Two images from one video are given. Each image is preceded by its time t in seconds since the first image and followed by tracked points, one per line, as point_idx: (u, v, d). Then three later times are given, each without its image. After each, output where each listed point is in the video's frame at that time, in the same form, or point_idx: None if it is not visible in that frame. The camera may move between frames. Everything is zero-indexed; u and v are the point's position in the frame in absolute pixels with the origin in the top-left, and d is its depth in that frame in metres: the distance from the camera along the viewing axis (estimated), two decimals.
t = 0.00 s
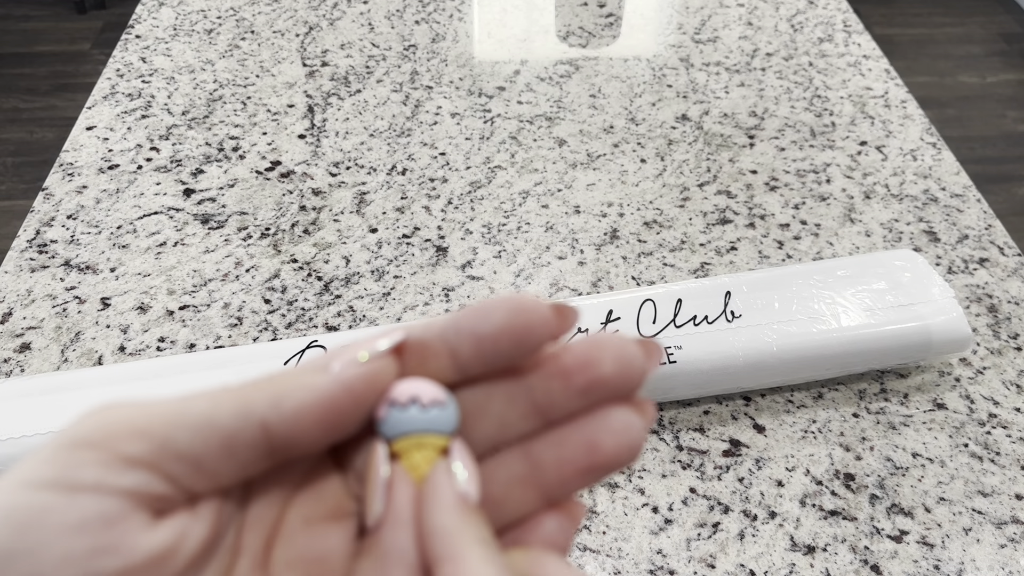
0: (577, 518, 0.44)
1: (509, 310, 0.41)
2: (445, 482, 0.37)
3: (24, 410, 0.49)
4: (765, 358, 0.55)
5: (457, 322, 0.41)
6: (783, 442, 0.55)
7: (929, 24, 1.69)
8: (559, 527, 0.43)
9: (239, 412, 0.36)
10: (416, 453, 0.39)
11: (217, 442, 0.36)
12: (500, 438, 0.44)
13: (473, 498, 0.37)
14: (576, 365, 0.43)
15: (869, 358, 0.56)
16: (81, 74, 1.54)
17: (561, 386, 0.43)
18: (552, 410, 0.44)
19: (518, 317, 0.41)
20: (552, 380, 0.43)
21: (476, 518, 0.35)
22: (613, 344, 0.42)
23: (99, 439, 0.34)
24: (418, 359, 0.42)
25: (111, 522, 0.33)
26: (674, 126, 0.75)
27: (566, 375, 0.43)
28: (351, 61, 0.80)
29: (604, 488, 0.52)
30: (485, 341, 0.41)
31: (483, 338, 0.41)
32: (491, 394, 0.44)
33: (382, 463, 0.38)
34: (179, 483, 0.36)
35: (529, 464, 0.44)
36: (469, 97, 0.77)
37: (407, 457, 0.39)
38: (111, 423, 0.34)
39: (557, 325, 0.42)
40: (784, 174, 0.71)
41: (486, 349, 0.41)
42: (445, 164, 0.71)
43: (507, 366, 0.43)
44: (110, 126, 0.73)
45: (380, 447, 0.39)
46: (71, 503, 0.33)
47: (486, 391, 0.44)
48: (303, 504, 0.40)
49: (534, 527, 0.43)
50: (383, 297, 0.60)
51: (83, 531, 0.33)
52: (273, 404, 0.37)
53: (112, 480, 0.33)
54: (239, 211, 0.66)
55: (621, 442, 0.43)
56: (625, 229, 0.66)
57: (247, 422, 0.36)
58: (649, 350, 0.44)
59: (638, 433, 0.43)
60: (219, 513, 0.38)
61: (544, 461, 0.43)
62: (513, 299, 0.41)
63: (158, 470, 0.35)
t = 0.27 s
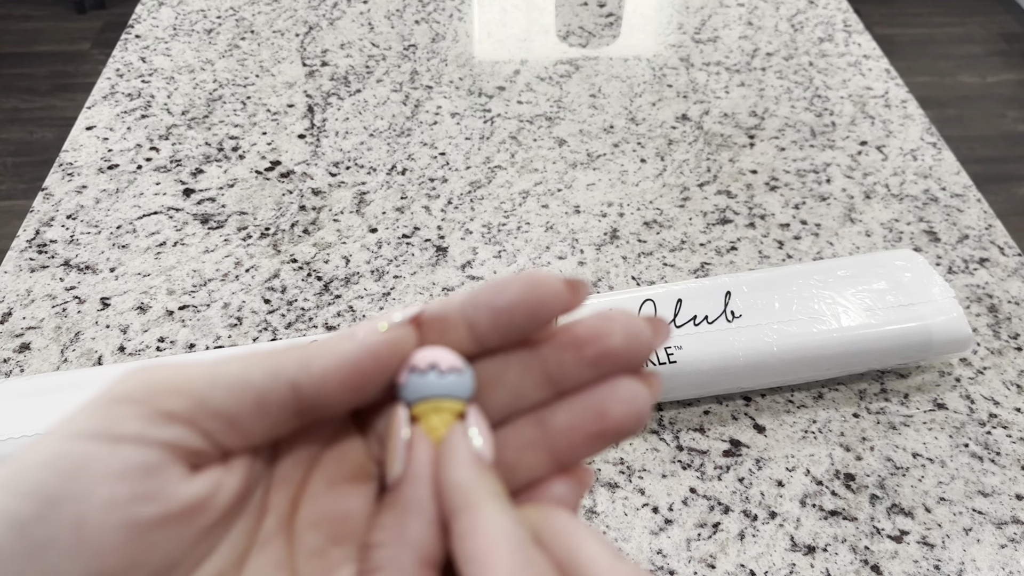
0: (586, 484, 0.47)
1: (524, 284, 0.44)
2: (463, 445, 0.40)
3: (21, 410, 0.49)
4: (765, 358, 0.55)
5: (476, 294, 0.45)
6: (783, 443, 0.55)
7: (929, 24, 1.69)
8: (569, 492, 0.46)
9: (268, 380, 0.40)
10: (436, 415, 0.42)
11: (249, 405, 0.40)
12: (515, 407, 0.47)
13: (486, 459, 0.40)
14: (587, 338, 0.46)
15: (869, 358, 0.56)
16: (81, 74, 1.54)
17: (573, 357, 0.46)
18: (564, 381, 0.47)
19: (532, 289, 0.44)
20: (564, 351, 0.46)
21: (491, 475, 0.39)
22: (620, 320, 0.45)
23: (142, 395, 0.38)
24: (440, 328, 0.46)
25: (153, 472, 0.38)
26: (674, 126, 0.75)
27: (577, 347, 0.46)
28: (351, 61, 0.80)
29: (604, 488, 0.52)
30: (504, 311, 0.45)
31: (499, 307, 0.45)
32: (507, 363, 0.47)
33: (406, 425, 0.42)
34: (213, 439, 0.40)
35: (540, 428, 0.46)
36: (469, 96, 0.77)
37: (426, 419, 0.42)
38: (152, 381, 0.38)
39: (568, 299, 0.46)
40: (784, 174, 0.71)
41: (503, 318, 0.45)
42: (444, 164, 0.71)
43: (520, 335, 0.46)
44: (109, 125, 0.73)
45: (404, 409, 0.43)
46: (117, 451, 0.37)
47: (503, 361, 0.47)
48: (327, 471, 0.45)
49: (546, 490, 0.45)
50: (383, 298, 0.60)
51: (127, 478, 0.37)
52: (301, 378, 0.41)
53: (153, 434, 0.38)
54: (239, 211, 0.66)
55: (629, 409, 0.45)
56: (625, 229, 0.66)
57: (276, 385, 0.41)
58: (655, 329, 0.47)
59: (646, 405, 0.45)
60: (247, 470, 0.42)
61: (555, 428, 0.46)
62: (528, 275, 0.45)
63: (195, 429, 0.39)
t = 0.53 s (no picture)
0: (573, 483, 0.48)
1: (532, 283, 0.50)
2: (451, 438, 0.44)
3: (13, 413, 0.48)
4: (767, 359, 0.54)
5: (481, 294, 0.51)
6: (786, 444, 0.54)
7: (932, 22, 1.68)
8: (554, 488, 0.47)
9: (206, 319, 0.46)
10: (426, 406, 0.47)
11: (166, 372, 0.45)
12: (510, 403, 0.51)
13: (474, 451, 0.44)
14: (580, 334, 0.50)
15: (873, 359, 0.56)
16: (78, 72, 1.53)
17: (566, 354, 0.50)
18: (558, 378, 0.50)
19: (537, 289, 0.50)
20: (557, 348, 0.50)
21: (477, 463, 0.43)
22: (614, 317, 0.49)
23: (89, 371, 0.44)
24: (445, 326, 0.51)
25: (107, 438, 0.43)
26: (675, 125, 0.74)
27: (569, 344, 0.50)
28: (349, 59, 0.80)
29: (604, 490, 0.51)
30: (509, 308, 0.50)
31: (502, 305, 0.50)
32: (505, 359, 0.51)
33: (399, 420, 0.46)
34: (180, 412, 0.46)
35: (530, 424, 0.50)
36: (469, 94, 0.76)
37: (416, 410, 0.47)
38: (78, 364, 0.44)
39: (571, 299, 0.51)
40: (787, 173, 0.70)
41: (504, 315, 0.51)
42: (444, 163, 0.70)
43: (521, 333, 0.51)
44: (106, 124, 0.72)
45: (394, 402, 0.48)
46: (65, 429, 0.42)
47: (499, 358, 0.52)
48: (314, 461, 0.50)
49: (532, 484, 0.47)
50: (381, 298, 0.60)
51: (80, 449, 0.42)
52: (230, 300, 0.46)
53: (107, 402, 0.43)
54: (236, 210, 0.66)
55: (617, 402, 0.47)
56: (626, 228, 0.65)
57: (199, 346, 0.46)
58: (645, 326, 0.50)
59: (634, 398, 0.48)
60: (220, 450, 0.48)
61: (546, 424, 0.49)
62: (535, 274, 0.50)
63: (144, 397, 0.45)
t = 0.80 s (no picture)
0: (563, 480, 0.47)
1: (532, 288, 0.50)
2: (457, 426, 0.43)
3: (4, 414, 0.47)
4: (771, 361, 0.54)
5: (482, 295, 0.50)
6: (789, 446, 0.53)
7: (935, 19, 1.67)
8: (550, 480, 0.46)
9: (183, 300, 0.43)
10: (430, 403, 0.48)
11: (157, 356, 0.43)
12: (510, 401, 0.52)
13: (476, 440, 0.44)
14: (575, 334, 0.50)
15: (878, 359, 0.55)
16: (75, 71, 1.52)
17: (560, 353, 0.51)
18: (553, 378, 0.51)
19: (538, 293, 0.50)
20: (553, 348, 0.51)
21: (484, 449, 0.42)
22: (606, 320, 0.51)
23: (77, 356, 0.40)
24: (445, 327, 0.51)
25: (102, 423, 0.40)
26: (677, 123, 0.74)
27: (564, 345, 0.50)
28: (348, 57, 0.79)
29: (605, 492, 0.51)
30: (509, 311, 0.50)
31: (502, 307, 0.50)
32: (503, 358, 0.52)
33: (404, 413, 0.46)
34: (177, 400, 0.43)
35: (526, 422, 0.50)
36: (468, 93, 0.76)
37: (418, 405, 0.48)
38: (67, 350, 0.41)
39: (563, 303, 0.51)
40: (790, 172, 0.70)
41: (504, 317, 0.50)
42: (443, 162, 0.69)
43: (520, 335, 0.51)
44: (102, 122, 0.72)
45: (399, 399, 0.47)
46: (60, 417, 0.39)
47: (499, 357, 0.52)
48: (316, 457, 0.47)
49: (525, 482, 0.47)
50: (379, 298, 0.59)
51: (79, 435, 0.39)
52: (204, 281, 0.43)
53: (97, 388, 0.40)
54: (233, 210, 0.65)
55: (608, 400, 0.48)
56: (627, 227, 0.65)
57: (182, 332, 0.44)
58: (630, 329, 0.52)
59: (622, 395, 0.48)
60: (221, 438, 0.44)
61: (540, 421, 0.49)
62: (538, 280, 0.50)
63: (137, 381, 0.42)
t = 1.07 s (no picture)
0: (568, 488, 0.48)
1: (537, 301, 0.49)
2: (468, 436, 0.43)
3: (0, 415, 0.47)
4: (771, 361, 0.54)
5: (489, 309, 0.49)
6: (789, 446, 0.53)
7: (936, 19, 1.66)
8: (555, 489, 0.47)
9: (209, 314, 0.41)
10: (442, 414, 0.48)
11: (183, 367, 0.41)
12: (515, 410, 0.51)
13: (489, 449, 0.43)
14: (580, 347, 0.50)
15: (878, 359, 0.55)
16: (75, 70, 1.52)
17: (566, 364, 0.50)
18: (558, 388, 0.51)
19: (543, 307, 0.49)
20: (559, 360, 0.50)
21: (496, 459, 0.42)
22: (609, 332, 0.50)
23: (104, 363, 0.39)
24: (452, 340, 0.50)
25: (129, 432, 0.39)
26: (677, 123, 0.74)
27: (569, 357, 0.50)
28: (348, 57, 0.79)
29: (605, 493, 0.50)
30: (515, 325, 0.49)
31: (508, 321, 0.49)
32: (509, 370, 0.51)
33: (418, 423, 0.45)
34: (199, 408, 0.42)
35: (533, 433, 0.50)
36: (468, 93, 0.76)
37: (429, 416, 0.48)
38: (93, 359, 0.40)
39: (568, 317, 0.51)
40: (790, 172, 0.70)
41: (509, 331, 0.49)
42: (443, 162, 0.69)
43: (525, 347, 0.51)
44: (101, 122, 0.71)
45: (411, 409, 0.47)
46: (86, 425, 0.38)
47: (504, 368, 0.52)
48: (331, 464, 0.46)
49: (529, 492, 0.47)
50: (379, 298, 0.59)
51: (108, 443, 0.38)
52: (228, 295, 0.41)
53: (124, 398, 0.39)
54: (233, 210, 0.65)
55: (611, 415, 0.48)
56: (627, 227, 0.65)
57: (208, 344, 0.42)
58: (633, 341, 0.51)
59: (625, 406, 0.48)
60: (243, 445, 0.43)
61: (545, 430, 0.48)
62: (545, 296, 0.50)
63: (163, 391, 0.41)
